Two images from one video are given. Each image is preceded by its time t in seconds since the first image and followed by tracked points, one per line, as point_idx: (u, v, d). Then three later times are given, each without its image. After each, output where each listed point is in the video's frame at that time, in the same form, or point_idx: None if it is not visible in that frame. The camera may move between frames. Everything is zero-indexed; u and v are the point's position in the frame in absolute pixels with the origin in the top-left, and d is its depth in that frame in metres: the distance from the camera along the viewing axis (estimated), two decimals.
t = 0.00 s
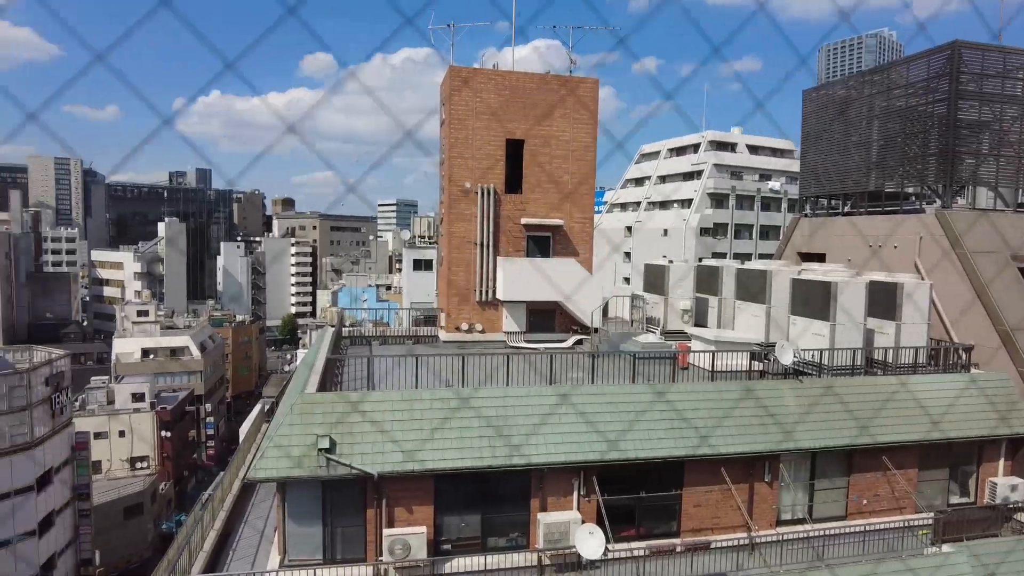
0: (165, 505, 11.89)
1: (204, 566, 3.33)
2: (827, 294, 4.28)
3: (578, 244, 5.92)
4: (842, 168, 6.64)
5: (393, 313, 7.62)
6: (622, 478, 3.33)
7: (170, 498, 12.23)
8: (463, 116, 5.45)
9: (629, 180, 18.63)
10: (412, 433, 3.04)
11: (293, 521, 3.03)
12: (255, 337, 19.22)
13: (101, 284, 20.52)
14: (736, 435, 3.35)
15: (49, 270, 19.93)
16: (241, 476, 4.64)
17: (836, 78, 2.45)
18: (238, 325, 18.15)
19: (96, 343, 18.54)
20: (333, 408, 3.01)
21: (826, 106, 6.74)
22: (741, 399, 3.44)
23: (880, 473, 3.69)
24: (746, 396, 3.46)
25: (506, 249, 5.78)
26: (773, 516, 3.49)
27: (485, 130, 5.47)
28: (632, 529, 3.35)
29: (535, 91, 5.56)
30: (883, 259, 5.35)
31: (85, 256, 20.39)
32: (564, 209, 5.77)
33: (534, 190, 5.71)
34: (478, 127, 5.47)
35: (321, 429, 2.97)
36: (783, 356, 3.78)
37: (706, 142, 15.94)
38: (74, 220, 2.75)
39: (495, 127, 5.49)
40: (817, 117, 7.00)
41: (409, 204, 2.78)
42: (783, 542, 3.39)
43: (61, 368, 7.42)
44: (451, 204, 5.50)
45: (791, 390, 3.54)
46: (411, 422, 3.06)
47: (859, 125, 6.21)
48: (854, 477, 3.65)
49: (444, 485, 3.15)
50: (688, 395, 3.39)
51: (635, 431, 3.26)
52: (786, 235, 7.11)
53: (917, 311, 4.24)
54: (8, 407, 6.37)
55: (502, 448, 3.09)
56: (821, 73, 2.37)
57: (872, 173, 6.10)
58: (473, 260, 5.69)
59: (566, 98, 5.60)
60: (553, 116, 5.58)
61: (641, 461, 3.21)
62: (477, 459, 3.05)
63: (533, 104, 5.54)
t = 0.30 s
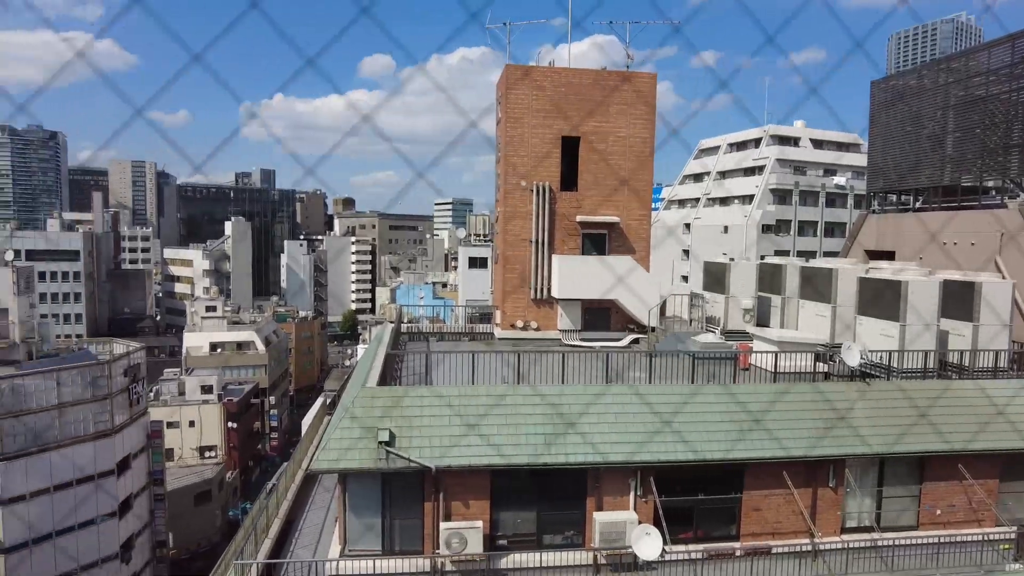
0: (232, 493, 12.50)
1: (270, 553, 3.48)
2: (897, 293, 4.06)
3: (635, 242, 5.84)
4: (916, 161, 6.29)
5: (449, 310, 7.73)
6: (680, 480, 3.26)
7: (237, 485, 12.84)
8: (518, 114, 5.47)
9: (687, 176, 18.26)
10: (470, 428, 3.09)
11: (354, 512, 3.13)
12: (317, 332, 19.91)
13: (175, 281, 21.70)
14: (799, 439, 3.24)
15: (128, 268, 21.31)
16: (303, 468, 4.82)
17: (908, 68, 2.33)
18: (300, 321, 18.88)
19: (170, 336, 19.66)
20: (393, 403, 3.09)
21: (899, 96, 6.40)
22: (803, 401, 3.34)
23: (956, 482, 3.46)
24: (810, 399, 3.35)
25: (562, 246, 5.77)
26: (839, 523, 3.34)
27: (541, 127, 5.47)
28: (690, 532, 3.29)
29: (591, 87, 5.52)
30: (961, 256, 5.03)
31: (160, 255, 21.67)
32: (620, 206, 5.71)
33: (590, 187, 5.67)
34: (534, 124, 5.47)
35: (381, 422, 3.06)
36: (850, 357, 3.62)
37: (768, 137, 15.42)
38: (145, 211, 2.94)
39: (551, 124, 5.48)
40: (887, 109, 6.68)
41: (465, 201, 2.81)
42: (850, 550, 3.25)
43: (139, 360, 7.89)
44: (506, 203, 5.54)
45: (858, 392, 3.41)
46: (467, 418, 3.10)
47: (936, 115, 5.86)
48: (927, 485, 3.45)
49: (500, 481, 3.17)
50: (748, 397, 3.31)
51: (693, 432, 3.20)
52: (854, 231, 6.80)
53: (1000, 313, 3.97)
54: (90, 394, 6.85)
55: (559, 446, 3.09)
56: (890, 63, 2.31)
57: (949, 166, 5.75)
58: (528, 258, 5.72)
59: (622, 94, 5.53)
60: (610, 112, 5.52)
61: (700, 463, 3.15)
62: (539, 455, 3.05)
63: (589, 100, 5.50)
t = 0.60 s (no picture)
0: (301, 482, 13.06)
1: (338, 540, 3.63)
2: (986, 293, 3.77)
3: (700, 239, 5.70)
4: (1010, 151, 5.84)
5: (510, 307, 7.78)
6: (747, 484, 3.18)
7: (306, 474, 13.40)
8: (580, 110, 5.44)
9: (756, 170, 17.60)
10: (532, 424, 3.11)
11: (418, 503, 3.21)
12: (383, 328, 20.51)
13: (251, 277, 22.84)
14: (877, 445, 3.10)
15: (207, 264, 22.63)
16: (370, 459, 4.99)
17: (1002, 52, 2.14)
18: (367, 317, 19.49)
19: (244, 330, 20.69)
20: (456, 397, 3.17)
21: (993, 82, 5.96)
22: (880, 405, 3.20)
23: None
24: (888, 402, 3.20)
25: (625, 242, 5.70)
26: (919, 535, 3.16)
27: (603, 122, 5.42)
28: (757, 537, 3.20)
29: (656, 81, 5.41)
30: None
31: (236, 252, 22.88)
32: (686, 203, 5.58)
33: (653, 182, 5.56)
34: (596, 120, 5.43)
35: (445, 417, 3.13)
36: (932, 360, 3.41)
37: (842, 129, 14.68)
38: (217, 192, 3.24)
39: (615, 119, 5.42)
40: (977, 96, 6.24)
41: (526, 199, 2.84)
42: (930, 563, 3.07)
43: (215, 352, 8.35)
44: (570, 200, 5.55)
45: (941, 397, 3.23)
46: (529, 414, 3.13)
47: None
48: (1019, 498, 3.21)
49: (561, 479, 3.18)
50: (820, 398, 3.20)
51: (761, 434, 3.12)
52: (938, 227, 6.41)
53: None
54: (173, 383, 7.32)
55: (622, 444, 3.07)
56: (979, 45, 2.11)
57: None
58: (590, 255, 5.69)
59: (688, 87, 5.40)
60: (676, 106, 5.41)
61: (769, 466, 3.05)
62: (602, 453, 3.04)
63: (655, 95, 5.39)
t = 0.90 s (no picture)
0: (363, 473, 13.47)
1: (399, 531, 3.74)
2: None
3: (764, 235, 5.52)
4: None
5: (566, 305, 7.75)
6: (814, 490, 3.07)
7: (367, 466, 13.81)
8: (638, 106, 5.37)
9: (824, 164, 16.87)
10: (590, 422, 3.12)
11: (476, 498, 3.27)
12: (442, 324, 20.86)
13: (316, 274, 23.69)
14: (956, 453, 2.94)
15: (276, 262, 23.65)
16: (429, 453, 5.12)
17: None
18: (426, 313, 19.90)
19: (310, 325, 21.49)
20: (514, 394, 3.23)
21: None
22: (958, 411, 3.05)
23: None
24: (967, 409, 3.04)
25: (687, 239, 5.58)
26: (1004, 551, 2.97)
27: (661, 118, 5.33)
28: (824, 545, 3.09)
29: (717, 74, 5.28)
30: None
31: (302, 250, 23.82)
32: (748, 199, 5.42)
33: (713, 177, 5.44)
34: (654, 116, 5.34)
35: (504, 414, 3.18)
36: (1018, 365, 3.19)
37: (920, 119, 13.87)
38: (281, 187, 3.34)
39: (674, 114, 5.31)
40: None
41: (582, 196, 2.84)
42: None
43: (282, 346, 8.73)
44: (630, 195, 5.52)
45: None
46: (587, 412, 3.15)
47: None
48: None
49: (619, 478, 3.17)
50: (891, 403, 3.08)
51: (829, 439, 3.02)
52: None
53: None
54: (243, 375, 7.71)
55: (682, 445, 3.03)
56: None
57: None
58: (651, 251, 5.63)
59: (751, 79, 5.24)
60: (739, 100, 5.25)
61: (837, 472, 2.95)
62: (662, 454, 3.01)
63: (716, 89, 5.26)
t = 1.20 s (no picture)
0: (418, 466, 13.76)
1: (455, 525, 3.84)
2: None
3: (828, 233, 5.31)
4: None
5: (620, 304, 7.68)
6: (881, 497, 2.97)
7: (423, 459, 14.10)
8: (695, 100, 5.26)
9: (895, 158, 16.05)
10: (645, 422, 3.11)
11: (530, 495, 3.32)
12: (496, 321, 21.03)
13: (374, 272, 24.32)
14: None
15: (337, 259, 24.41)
16: (484, 449, 5.20)
17: None
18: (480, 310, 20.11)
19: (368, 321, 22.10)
20: (569, 392, 3.26)
21: None
22: None
23: None
24: None
25: (748, 237, 5.42)
26: None
27: (719, 112, 5.20)
28: (891, 555, 2.98)
29: (778, 66, 5.11)
30: None
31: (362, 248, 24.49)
32: (811, 195, 5.23)
33: (773, 171, 5.27)
34: (711, 110, 5.22)
35: (559, 412, 3.21)
36: None
37: (1002, 108, 13.00)
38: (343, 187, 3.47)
39: (733, 107, 5.17)
40: None
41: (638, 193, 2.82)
42: None
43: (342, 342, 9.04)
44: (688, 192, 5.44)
45: None
46: (642, 412, 3.14)
47: None
48: None
49: (675, 479, 3.14)
50: (966, 410, 2.94)
51: (897, 446, 2.92)
52: None
53: None
54: (305, 369, 8.02)
55: (740, 448, 2.99)
56: None
57: None
58: (710, 249, 5.54)
59: (815, 71, 5.04)
60: (801, 92, 5.07)
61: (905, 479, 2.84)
62: (719, 457, 2.98)
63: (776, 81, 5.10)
